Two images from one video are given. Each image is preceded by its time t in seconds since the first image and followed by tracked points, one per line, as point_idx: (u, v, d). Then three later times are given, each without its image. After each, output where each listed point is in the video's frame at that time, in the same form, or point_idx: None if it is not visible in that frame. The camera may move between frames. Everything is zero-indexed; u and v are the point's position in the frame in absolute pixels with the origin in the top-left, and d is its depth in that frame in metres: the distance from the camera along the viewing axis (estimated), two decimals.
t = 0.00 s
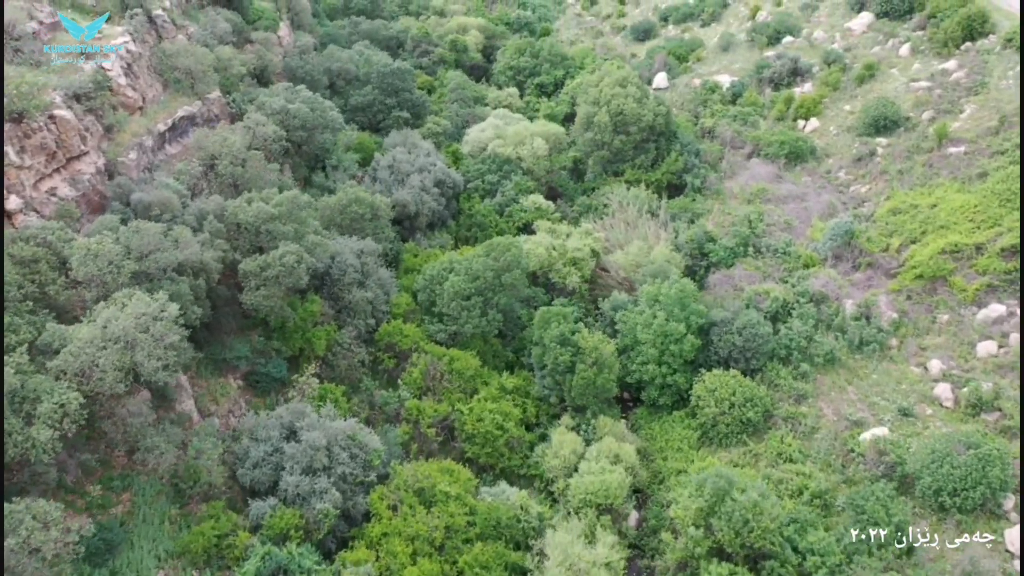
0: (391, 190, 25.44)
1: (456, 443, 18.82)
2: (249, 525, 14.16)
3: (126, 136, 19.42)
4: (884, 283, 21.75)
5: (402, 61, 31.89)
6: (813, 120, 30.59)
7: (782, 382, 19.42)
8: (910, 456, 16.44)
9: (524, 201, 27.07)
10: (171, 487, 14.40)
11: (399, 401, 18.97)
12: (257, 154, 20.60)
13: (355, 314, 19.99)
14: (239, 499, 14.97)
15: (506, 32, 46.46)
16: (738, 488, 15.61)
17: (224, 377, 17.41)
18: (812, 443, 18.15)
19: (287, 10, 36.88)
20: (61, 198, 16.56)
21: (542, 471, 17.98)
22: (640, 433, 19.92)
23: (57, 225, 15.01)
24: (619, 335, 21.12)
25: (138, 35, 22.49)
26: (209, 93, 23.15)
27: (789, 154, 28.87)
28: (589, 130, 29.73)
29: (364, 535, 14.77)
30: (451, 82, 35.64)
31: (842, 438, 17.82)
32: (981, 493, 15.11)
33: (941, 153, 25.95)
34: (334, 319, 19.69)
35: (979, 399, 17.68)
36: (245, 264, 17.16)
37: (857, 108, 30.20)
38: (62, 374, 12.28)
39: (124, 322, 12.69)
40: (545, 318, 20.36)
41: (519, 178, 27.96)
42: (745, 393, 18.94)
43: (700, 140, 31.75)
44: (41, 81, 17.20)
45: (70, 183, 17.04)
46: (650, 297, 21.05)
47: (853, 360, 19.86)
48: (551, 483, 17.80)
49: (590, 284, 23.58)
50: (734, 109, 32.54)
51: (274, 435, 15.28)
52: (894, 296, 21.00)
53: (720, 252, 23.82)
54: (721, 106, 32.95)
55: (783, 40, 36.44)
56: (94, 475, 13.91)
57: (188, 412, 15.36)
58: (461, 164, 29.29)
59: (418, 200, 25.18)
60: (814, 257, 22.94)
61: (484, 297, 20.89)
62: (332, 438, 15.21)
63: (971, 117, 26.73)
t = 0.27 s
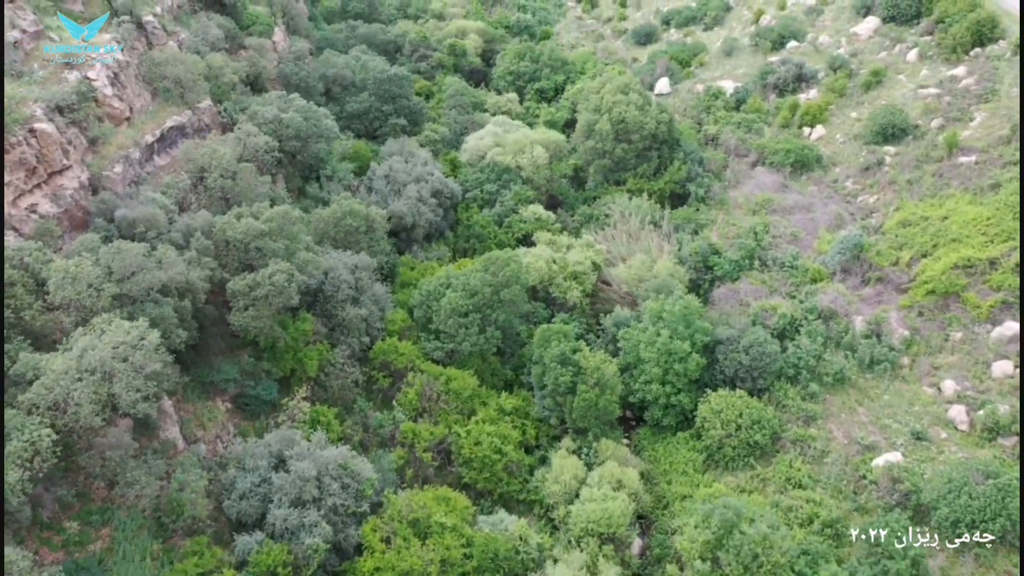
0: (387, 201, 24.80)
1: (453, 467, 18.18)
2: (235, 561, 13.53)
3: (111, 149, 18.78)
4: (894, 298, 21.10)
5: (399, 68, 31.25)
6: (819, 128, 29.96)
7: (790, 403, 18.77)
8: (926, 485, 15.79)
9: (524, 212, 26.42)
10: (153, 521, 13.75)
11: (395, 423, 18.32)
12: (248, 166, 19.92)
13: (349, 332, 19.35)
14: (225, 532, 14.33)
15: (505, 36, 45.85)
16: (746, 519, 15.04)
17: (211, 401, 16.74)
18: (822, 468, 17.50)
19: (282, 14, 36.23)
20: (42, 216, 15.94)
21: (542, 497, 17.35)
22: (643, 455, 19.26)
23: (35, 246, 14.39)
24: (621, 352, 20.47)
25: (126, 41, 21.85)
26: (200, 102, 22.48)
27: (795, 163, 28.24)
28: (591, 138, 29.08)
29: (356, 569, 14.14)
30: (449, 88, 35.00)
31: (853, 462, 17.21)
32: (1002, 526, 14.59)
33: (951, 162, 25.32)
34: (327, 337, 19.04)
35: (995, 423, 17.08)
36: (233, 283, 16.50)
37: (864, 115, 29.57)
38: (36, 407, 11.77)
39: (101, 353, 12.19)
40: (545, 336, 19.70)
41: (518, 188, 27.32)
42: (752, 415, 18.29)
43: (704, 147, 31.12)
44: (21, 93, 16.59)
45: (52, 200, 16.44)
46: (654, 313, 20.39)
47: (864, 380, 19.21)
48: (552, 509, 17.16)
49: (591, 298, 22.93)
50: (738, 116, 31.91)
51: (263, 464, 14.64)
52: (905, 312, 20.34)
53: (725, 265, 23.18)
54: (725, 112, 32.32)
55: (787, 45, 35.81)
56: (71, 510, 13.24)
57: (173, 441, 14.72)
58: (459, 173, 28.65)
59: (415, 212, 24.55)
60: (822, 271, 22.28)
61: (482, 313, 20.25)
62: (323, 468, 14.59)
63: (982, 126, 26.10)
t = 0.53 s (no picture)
0: (382, 213, 24.16)
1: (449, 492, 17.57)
2: None
3: (96, 162, 18.13)
4: (905, 315, 20.46)
5: (396, 74, 30.61)
6: (825, 135, 29.32)
7: (799, 425, 18.13)
8: (943, 518, 15.34)
9: (523, 222, 25.78)
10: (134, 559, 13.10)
11: (389, 447, 17.69)
12: (238, 180, 19.26)
13: (342, 351, 18.70)
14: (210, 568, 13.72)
15: (505, 40, 45.22)
16: (755, 556, 15.04)
17: (198, 426, 16.10)
18: (832, 495, 16.91)
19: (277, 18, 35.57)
20: (21, 235, 15.33)
21: (542, 525, 16.74)
22: (646, 479, 18.62)
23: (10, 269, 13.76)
24: (624, 371, 19.82)
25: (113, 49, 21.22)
26: (189, 112, 21.83)
27: (801, 172, 27.61)
28: (592, 147, 28.43)
29: None
30: (447, 94, 34.36)
31: (865, 490, 16.62)
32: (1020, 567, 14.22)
33: (962, 172, 24.69)
34: (319, 356, 18.39)
35: (1013, 449, 16.48)
36: (221, 303, 15.84)
37: (871, 123, 28.94)
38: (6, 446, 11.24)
39: (76, 388, 11.64)
40: (545, 355, 19.02)
41: (517, 197, 26.67)
42: (759, 438, 17.64)
43: (707, 155, 30.48)
44: None
45: (32, 217, 15.82)
46: (657, 331, 19.74)
47: (875, 401, 18.57)
48: (552, 538, 16.55)
49: (593, 313, 22.28)
50: (742, 123, 31.27)
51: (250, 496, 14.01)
52: (916, 330, 19.70)
53: (730, 279, 22.53)
54: (728, 119, 31.68)
55: (792, 50, 35.18)
56: (46, 548, 12.56)
57: (155, 471, 14.07)
58: (457, 183, 28.01)
59: (412, 223, 23.91)
60: (830, 286, 21.62)
61: (479, 331, 19.59)
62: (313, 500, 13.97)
63: (993, 135, 25.47)
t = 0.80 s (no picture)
0: (379, 226, 23.53)
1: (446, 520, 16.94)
2: None
3: (79, 177, 17.52)
4: (917, 332, 19.80)
5: (393, 81, 29.98)
6: (831, 143, 28.65)
7: (809, 449, 17.48)
8: (963, 552, 14.85)
9: (523, 234, 25.13)
10: None
11: (384, 473, 17.05)
12: (228, 194, 18.63)
13: (335, 372, 18.05)
14: None
15: (504, 44, 44.58)
16: None
17: (183, 454, 15.46)
18: (844, 523, 16.29)
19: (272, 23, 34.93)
20: None
21: (542, 555, 16.10)
22: (650, 504, 17.97)
23: None
24: (627, 392, 19.17)
25: (100, 57, 20.59)
26: (179, 122, 21.21)
27: (807, 182, 26.96)
28: (593, 156, 27.78)
29: None
30: (445, 100, 33.71)
31: (879, 519, 16.01)
32: None
33: (973, 183, 24.05)
34: (311, 378, 17.75)
35: None
36: (207, 326, 15.20)
37: (879, 131, 28.30)
38: None
39: (47, 426, 11.51)
40: (546, 375, 18.35)
41: (517, 208, 26.02)
42: (768, 463, 16.99)
43: (711, 163, 29.83)
44: None
45: (10, 236, 15.21)
46: (661, 350, 19.08)
47: (887, 424, 17.93)
48: (553, 569, 15.93)
49: (594, 330, 21.65)
50: (746, 131, 30.61)
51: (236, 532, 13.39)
52: (930, 349, 19.04)
53: (736, 294, 21.88)
54: (732, 126, 31.03)
55: (797, 55, 34.52)
56: None
57: (137, 505, 13.48)
58: (456, 193, 27.37)
59: (408, 236, 23.28)
60: (839, 302, 20.96)
61: (478, 350, 18.94)
62: (301, 536, 13.36)
63: (1005, 144, 24.81)
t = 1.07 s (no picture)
0: (374, 239, 22.90)
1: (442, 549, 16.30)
2: None
3: (61, 193, 16.90)
4: (930, 351, 19.14)
5: (390, 87, 29.35)
6: (838, 152, 28.01)
7: (819, 475, 16.82)
8: None
9: (523, 246, 24.49)
10: None
11: (378, 501, 16.42)
12: (216, 208, 17.98)
13: (327, 394, 17.39)
14: None
15: (504, 48, 43.95)
16: None
17: (168, 484, 14.84)
18: (857, 554, 15.66)
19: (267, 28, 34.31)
20: None
21: None
22: (654, 531, 17.31)
23: None
24: (630, 414, 18.52)
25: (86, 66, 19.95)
26: (167, 133, 20.58)
27: (814, 192, 26.31)
28: (595, 165, 27.12)
29: None
30: (443, 107, 33.08)
31: (893, 551, 15.41)
32: None
33: (985, 194, 23.40)
34: (302, 401, 17.10)
35: None
36: (192, 351, 14.54)
37: (887, 139, 27.67)
38: None
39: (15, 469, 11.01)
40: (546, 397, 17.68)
41: (516, 219, 25.38)
42: (778, 491, 16.31)
43: (715, 172, 29.19)
44: None
45: None
46: (666, 370, 18.44)
47: (900, 448, 17.29)
48: None
49: (596, 347, 21.03)
50: (750, 139, 29.96)
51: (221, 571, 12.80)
52: (943, 369, 18.39)
53: (742, 310, 21.22)
54: (736, 134, 30.39)
55: (802, 60, 33.87)
56: None
57: (115, 542, 12.93)
58: (454, 203, 26.74)
59: (404, 249, 22.65)
60: (849, 318, 20.31)
61: (475, 371, 18.28)
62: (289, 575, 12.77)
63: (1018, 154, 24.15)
